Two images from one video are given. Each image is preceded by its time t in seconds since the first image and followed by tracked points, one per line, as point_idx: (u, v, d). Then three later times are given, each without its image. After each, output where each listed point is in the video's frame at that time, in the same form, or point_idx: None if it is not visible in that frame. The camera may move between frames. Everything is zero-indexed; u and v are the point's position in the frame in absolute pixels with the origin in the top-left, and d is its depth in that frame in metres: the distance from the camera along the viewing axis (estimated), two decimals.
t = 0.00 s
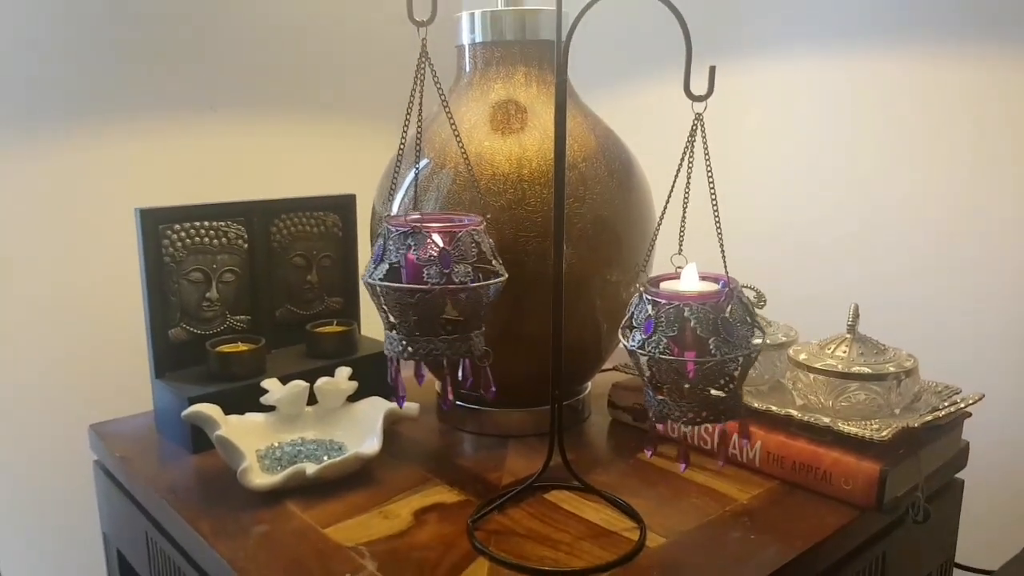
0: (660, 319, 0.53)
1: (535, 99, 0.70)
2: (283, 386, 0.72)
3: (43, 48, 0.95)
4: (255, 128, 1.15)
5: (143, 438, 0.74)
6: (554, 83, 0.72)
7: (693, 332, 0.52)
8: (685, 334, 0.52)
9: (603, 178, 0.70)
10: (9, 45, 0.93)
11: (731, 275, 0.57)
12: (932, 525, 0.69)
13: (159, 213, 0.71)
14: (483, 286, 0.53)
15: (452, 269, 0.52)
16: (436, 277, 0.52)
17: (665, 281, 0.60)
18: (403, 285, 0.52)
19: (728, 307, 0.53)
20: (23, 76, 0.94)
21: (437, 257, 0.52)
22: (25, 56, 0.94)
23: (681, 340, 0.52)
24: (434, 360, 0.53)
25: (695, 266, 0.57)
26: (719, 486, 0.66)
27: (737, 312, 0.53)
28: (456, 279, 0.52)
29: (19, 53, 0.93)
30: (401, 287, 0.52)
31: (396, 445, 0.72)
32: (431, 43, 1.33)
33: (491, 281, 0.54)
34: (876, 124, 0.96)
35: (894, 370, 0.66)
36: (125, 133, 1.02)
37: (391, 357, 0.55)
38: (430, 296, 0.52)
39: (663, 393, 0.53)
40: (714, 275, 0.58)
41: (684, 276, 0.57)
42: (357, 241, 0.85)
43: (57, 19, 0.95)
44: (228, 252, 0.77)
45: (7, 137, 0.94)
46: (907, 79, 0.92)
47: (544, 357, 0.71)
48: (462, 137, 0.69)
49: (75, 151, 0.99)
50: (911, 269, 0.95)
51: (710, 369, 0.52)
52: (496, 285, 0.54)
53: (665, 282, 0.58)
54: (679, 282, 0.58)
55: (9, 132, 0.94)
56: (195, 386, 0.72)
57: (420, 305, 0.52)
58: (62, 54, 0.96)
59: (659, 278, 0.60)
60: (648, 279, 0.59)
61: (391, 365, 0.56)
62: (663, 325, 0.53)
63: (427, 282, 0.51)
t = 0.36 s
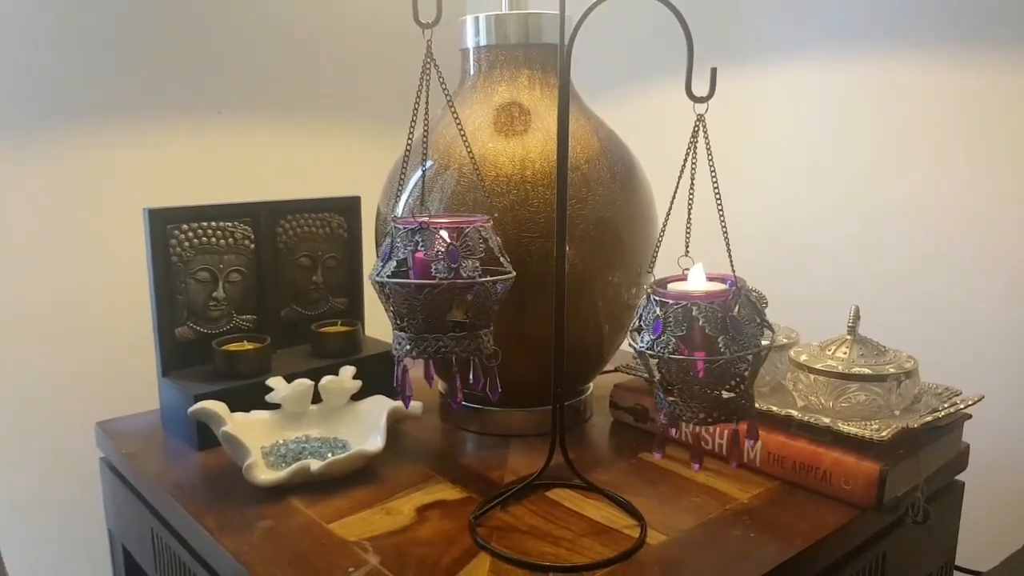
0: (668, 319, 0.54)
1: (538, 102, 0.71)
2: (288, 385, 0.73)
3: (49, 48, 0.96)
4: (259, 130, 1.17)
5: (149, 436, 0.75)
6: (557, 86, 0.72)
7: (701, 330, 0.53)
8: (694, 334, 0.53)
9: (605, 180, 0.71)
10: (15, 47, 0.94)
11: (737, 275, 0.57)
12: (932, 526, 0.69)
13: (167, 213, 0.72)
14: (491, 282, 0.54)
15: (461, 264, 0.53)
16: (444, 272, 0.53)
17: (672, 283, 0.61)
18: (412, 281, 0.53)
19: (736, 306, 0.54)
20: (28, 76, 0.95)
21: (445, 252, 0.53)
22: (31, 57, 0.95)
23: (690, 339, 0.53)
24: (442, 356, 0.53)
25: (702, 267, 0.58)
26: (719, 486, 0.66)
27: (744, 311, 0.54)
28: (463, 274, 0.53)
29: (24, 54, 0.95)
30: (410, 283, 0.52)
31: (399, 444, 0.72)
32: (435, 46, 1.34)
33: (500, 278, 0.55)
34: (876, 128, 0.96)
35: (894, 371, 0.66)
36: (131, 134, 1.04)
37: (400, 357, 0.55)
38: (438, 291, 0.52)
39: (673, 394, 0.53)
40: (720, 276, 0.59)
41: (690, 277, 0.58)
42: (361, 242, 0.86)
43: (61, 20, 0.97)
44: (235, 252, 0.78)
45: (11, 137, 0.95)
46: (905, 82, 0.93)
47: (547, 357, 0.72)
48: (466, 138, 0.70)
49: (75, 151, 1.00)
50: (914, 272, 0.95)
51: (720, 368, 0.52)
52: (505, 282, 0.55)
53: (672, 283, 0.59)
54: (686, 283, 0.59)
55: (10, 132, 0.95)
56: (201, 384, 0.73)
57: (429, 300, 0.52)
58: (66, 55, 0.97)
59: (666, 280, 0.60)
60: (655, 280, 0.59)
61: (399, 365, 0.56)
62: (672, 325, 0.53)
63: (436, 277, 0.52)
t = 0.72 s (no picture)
0: (671, 322, 0.54)
1: (541, 106, 0.71)
2: (292, 388, 0.73)
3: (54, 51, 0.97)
4: (262, 132, 1.17)
5: (153, 438, 0.75)
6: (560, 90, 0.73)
7: (705, 332, 0.53)
8: (697, 336, 0.53)
9: (607, 184, 0.71)
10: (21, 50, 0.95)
11: (742, 278, 0.58)
12: (933, 531, 0.69)
13: (172, 216, 0.73)
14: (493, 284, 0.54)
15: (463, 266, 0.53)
16: (446, 273, 0.53)
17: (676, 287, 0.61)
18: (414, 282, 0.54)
19: (740, 309, 0.54)
20: (33, 78, 0.96)
21: (447, 253, 0.54)
22: (37, 60, 0.96)
23: (693, 342, 0.53)
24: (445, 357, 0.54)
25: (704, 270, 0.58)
26: (720, 489, 0.66)
27: (748, 314, 0.54)
28: (466, 275, 0.53)
29: (30, 58, 0.95)
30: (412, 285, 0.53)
31: (401, 447, 0.73)
32: (439, 49, 1.35)
33: (501, 281, 0.56)
34: (877, 132, 0.97)
35: (895, 375, 0.66)
36: (135, 137, 1.05)
37: (402, 358, 0.55)
38: (440, 292, 0.53)
39: (676, 398, 0.54)
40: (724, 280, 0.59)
41: (694, 280, 0.58)
42: (365, 245, 0.87)
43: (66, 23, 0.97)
44: (239, 255, 0.78)
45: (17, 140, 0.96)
46: (906, 86, 0.93)
47: (549, 360, 0.72)
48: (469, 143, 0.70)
49: (80, 154, 1.01)
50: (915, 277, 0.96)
51: (723, 370, 0.52)
52: (507, 284, 0.55)
53: (675, 287, 0.59)
54: (689, 286, 0.59)
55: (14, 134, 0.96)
56: (205, 386, 0.73)
57: (431, 301, 0.53)
58: (71, 58, 0.98)
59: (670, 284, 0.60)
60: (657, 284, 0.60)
61: (401, 367, 0.56)
62: (675, 327, 0.53)
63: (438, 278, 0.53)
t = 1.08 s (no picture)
0: (670, 328, 0.54)
1: (544, 117, 0.72)
2: (296, 396, 0.74)
3: (64, 65, 0.98)
4: (266, 146, 1.19)
5: (157, 446, 0.76)
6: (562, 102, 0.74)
7: (703, 338, 0.53)
8: (695, 342, 0.54)
9: (609, 194, 0.72)
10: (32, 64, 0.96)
11: (740, 287, 0.58)
12: (935, 537, 0.70)
13: (178, 226, 0.74)
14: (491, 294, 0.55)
15: (461, 275, 0.54)
16: (445, 282, 0.54)
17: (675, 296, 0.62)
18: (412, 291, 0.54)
19: (737, 315, 0.54)
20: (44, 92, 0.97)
21: (446, 262, 0.54)
22: (48, 73, 0.97)
23: (691, 348, 0.54)
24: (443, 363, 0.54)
25: (703, 278, 0.58)
26: (721, 495, 0.67)
27: (745, 321, 0.55)
28: (465, 284, 0.54)
29: (39, 68, 0.96)
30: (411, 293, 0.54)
31: (403, 454, 0.73)
32: (442, 62, 1.36)
33: (499, 290, 0.56)
34: (876, 143, 0.98)
35: (896, 382, 0.67)
36: (142, 150, 1.06)
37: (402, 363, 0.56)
38: (438, 301, 0.53)
39: (675, 404, 0.54)
40: (723, 288, 0.60)
41: (692, 288, 0.59)
42: (369, 256, 0.87)
43: (76, 36, 0.98)
44: (244, 265, 0.79)
45: (28, 154, 0.97)
46: (905, 97, 0.94)
47: (551, 368, 0.73)
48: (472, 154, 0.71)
49: (88, 167, 1.02)
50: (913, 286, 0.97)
51: (720, 376, 0.53)
52: (504, 293, 0.56)
53: (674, 295, 0.60)
54: (687, 294, 0.59)
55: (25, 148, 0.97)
56: (210, 395, 0.74)
57: (429, 309, 0.54)
58: (80, 71, 0.99)
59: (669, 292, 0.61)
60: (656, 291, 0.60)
61: (400, 372, 0.57)
62: (673, 332, 0.54)
63: (436, 287, 0.53)
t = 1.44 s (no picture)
0: (663, 324, 0.55)
1: (545, 120, 0.73)
2: (299, 398, 0.74)
3: (68, 70, 0.99)
4: (268, 150, 1.20)
5: (160, 449, 0.76)
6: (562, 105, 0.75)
7: (695, 336, 0.54)
8: (688, 339, 0.54)
9: (611, 196, 0.73)
10: (37, 67, 0.97)
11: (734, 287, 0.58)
12: (936, 536, 0.70)
13: (181, 230, 0.74)
14: (485, 295, 0.56)
15: (456, 278, 0.54)
16: (441, 285, 0.54)
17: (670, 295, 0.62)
18: (407, 292, 0.55)
19: (729, 314, 0.54)
20: (49, 95, 0.98)
21: (443, 264, 0.55)
22: (53, 76, 0.98)
23: (683, 345, 0.54)
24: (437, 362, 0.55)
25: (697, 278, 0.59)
26: (722, 494, 0.67)
27: (737, 321, 0.55)
28: (460, 287, 0.54)
29: (40, 69, 0.97)
30: (406, 295, 0.54)
31: (406, 456, 0.74)
32: (442, 66, 1.37)
33: (493, 290, 0.56)
34: (874, 144, 0.98)
35: (896, 381, 0.67)
36: (144, 153, 1.06)
37: (397, 359, 0.57)
38: (434, 303, 0.54)
39: (666, 402, 0.55)
40: (717, 289, 0.60)
41: (687, 288, 0.59)
42: (371, 260, 0.88)
43: (77, 36, 0.99)
44: (247, 269, 0.80)
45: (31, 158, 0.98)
46: (903, 97, 0.95)
47: (552, 369, 0.73)
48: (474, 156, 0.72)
49: (92, 171, 1.02)
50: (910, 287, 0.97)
51: (711, 374, 0.53)
52: (497, 293, 0.56)
53: (669, 294, 0.60)
54: (682, 294, 0.60)
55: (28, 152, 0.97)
56: (213, 398, 0.74)
57: (424, 310, 0.54)
58: (83, 74, 1.00)
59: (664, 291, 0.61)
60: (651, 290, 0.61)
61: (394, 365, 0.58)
62: (666, 329, 0.54)
63: (432, 291, 0.54)
